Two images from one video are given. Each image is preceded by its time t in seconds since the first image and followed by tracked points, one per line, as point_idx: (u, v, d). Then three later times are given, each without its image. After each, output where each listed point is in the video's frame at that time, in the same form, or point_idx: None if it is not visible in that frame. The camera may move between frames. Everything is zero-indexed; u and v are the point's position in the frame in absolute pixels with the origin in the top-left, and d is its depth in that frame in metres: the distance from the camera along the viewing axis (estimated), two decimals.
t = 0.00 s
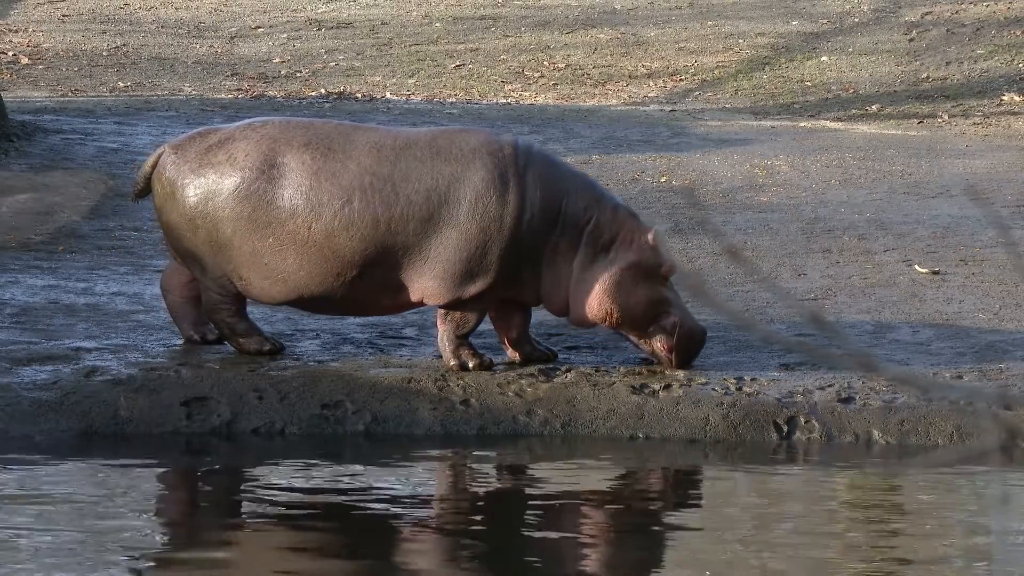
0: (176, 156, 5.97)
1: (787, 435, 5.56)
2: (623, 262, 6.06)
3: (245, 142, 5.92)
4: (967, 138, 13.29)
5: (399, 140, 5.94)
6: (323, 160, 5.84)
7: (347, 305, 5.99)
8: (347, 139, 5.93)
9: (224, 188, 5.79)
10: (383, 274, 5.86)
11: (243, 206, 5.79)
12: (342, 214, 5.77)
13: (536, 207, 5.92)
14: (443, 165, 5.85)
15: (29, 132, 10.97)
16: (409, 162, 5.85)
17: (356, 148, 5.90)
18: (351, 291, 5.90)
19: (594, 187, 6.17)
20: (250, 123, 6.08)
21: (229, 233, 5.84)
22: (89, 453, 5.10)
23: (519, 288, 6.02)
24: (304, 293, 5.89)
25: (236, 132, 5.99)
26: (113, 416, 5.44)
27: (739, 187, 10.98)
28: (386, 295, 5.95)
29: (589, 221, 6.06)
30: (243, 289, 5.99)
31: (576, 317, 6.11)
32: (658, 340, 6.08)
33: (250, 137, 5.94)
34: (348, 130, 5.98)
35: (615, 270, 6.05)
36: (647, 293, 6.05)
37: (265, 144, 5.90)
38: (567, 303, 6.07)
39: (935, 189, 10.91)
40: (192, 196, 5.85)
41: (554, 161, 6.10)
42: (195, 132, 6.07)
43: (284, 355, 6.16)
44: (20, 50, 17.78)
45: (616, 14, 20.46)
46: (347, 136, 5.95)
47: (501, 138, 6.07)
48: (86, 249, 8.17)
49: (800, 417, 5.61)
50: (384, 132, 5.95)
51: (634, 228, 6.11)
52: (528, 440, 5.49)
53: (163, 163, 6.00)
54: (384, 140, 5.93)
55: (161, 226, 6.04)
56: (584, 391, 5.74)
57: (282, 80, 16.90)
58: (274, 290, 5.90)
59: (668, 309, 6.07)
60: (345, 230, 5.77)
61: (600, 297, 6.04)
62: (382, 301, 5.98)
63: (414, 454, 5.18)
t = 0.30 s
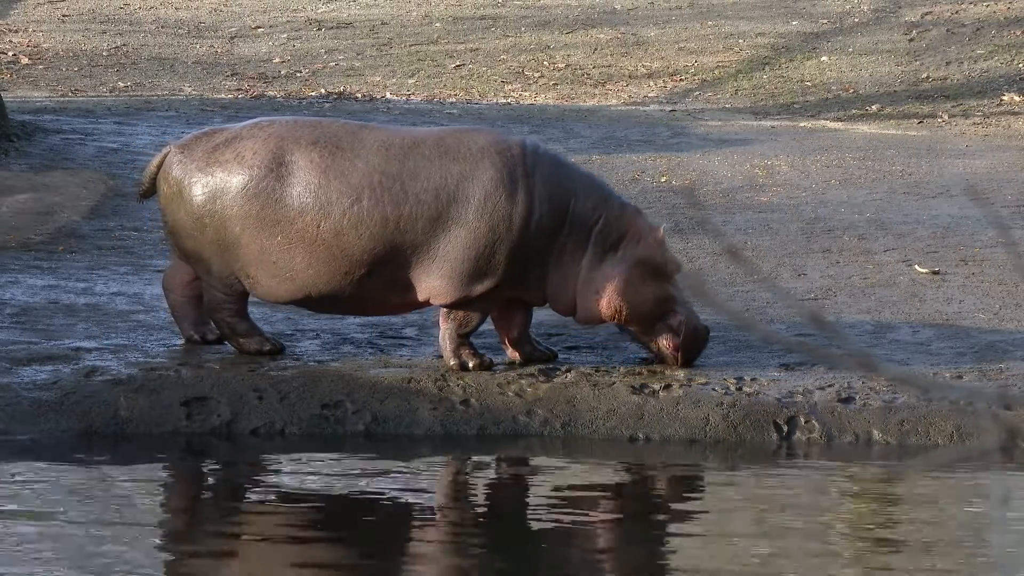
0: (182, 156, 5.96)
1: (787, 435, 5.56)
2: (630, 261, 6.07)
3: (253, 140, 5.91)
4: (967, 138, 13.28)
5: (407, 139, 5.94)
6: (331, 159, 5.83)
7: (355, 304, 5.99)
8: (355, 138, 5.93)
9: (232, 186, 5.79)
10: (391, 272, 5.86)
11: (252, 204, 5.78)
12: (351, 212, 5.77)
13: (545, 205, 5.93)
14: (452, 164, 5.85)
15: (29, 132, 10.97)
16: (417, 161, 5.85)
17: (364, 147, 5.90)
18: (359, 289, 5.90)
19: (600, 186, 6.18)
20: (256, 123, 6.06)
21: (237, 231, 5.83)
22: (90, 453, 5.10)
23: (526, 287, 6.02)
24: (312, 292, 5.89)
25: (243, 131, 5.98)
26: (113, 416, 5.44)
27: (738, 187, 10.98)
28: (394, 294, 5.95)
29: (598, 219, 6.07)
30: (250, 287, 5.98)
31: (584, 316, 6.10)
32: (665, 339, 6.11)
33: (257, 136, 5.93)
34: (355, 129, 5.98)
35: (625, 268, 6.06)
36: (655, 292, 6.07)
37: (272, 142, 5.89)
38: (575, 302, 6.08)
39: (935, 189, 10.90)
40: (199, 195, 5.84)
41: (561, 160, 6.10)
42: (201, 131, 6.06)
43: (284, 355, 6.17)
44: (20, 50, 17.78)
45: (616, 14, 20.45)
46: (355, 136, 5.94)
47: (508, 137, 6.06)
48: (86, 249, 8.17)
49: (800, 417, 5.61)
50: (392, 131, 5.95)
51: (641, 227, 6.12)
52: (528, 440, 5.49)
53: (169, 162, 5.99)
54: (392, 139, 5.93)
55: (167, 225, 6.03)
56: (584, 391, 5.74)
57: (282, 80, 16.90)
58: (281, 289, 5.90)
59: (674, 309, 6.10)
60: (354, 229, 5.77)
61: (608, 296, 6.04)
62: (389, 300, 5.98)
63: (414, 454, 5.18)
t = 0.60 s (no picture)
0: (189, 155, 5.96)
1: (787, 435, 5.56)
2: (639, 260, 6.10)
3: (260, 139, 5.91)
4: (967, 138, 13.28)
5: (415, 138, 5.93)
6: (339, 158, 5.83)
7: (361, 303, 5.98)
8: (363, 137, 5.93)
9: (240, 185, 5.78)
10: (399, 272, 5.86)
11: (260, 201, 5.78)
12: (359, 211, 5.76)
13: (553, 204, 5.93)
14: (460, 163, 5.85)
15: (29, 133, 10.97)
16: (425, 160, 5.85)
17: (372, 146, 5.90)
18: (367, 288, 5.89)
19: (608, 185, 6.19)
20: (263, 123, 6.06)
21: (244, 230, 5.82)
22: (90, 453, 5.10)
23: (531, 286, 6.04)
24: (319, 291, 5.88)
25: (250, 130, 5.98)
26: (113, 416, 5.45)
27: (739, 187, 10.98)
28: (401, 294, 5.95)
29: (607, 218, 6.08)
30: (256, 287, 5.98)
31: (591, 313, 6.14)
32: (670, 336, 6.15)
33: (265, 135, 5.93)
34: (363, 128, 5.97)
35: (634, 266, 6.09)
36: (662, 290, 6.11)
37: (280, 141, 5.89)
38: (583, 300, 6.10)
39: (934, 189, 10.90)
40: (206, 193, 5.84)
41: (568, 160, 6.11)
42: (208, 131, 6.06)
43: (284, 355, 6.17)
44: (20, 50, 17.78)
45: (616, 14, 20.45)
46: (363, 135, 5.94)
47: (516, 137, 6.06)
48: (86, 249, 8.17)
49: (800, 417, 5.61)
50: (400, 130, 5.95)
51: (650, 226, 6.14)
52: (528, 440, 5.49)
53: (176, 161, 5.98)
54: (400, 138, 5.93)
55: (173, 224, 6.02)
56: (584, 391, 5.74)
57: (282, 80, 16.91)
58: (288, 288, 5.89)
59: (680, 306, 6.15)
60: (362, 228, 5.77)
61: (616, 294, 6.08)
62: (395, 299, 5.97)
63: (414, 454, 5.18)
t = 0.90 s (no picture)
0: (197, 155, 5.95)
1: (787, 435, 5.56)
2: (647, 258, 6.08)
3: (268, 139, 5.90)
4: (967, 138, 13.28)
5: (423, 137, 5.92)
6: (348, 157, 5.82)
7: (370, 302, 5.97)
8: (372, 136, 5.92)
9: (249, 184, 5.78)
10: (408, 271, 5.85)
11: (268, 200, 5.78)
12: (368, 210, 5.76)
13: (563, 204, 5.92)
14: (469, 162, 5.83)
15: (29, 132, 10.97)
16: (434, 159, 5.83)
17: (381, 145, 5.88)
18: (375, 287, 5.88)
19: (616, 185, 6.18)
20: (271, 123, 6.05)
21: (253, 229, 5.81)
22: (90, 453, 5.11)
23: (540, 285, 6.04)
24: (327, 290, 5.88)
25: (258, 130, 5.97)
26: (113, 416, 5.45)
27: (739, 187, 10.98)
28: (409, 293, 5.94)
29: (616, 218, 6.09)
30: (264, 286, 5.97)
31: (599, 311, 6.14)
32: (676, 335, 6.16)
33: (273, 135, 5.92)
34: (372, 128, 5.96)
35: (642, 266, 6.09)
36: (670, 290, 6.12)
37: (288, 141, 5.88)
38: (591, 299, 6.12)
39: (934, 189, 10.90)
40: (215, 193, 5.83)
41: (577, 160, 6.10)
42: (216, 131, 6.05)
43: (284, 355, 6.17)
44: (20, 50, 17.78)
45: (616, 14, 20.45)
46: (371, 134, 5.93)
47: (525, 136, 6.05)
48: (86, 249, 8.17)
49: (800, 417, 5.61)
50: (408, 129, 5.94)
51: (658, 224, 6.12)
52: (528, 441, 5.49)
53: (183, 162, 5.98)
54: (408, 137, 5.91)
55: (180, 224, 6.01)
56: (584, 391, 5.74)
57: (281, 80, 16.91)
58: (297, 287, 5.88)
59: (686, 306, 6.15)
60: (371, 227, 5.76)
61: (624, 293, 6.08)
62: (403, 298, 5.97)
63: (414, 454, 5.18)
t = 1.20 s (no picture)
0: (205, 155, 5.92)
1: (787, 435, 5.56)
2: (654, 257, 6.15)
3: (277, 138, 5.87)
4: (967, 138, 13.28)
5: (432, 136, 5.90)
6: (358, 156, 5.80)
7: (377, 301, 5.97)
8: (381, 135, 5.90)
9: (258, 183, 5.76)
10: (417, 270, 5.85)
11: (278, 200, 5.76)
12: (378, 209, 5.75)
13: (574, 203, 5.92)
14: (479, 161, 5.82)
15: (29, 132, 10.97)
16: (443, 158, 5.82)
17: (390, 144, 5.87)
18: (384, 287, 5.88)
19: (623, 185, 6.21)
20: (278, 122, 6.02)
21: (262, 228, 5.80)
22: (90, 453, 5.11)
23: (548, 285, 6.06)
24: (336, 289, 5.87)
25: (266, 129, 5.95)
26: (113, 416, 5.44)
27: (739, 187, 10.98)
28: (418, 292, 5.94)
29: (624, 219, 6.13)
30: (272, 285, 5.96)
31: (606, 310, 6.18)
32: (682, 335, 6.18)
33: (281, 134, 5.90)
34: (381, 126, 5.95)
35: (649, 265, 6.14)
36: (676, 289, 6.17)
37: (297, 139, 5.86)
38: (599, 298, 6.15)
39: (934, 189, 10.91)
40: (224, 193, 5.81)
41: (585, 160, 6.11)
42: (224, 130, 6.02)
43: (284, 355, 6.17)
44: (20, 50, 17.78)
45: (616, 14, 20.45)
46: (381, 133, 5.91)
47: (534, 136, 6.04)
48: (86, 249, 8.17)
49: (800, 417, 5.61)
50: (417, 128, 5.91)
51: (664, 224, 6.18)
52: (528, 441, 5.49)
53: (191, 161, 5.95)
54: (418, 135, 5.90)
55: (188, 224, 6.00)
56: (584, 391, 5.73)
57: (281, 80, 16.91)
58: (305, 285, 5.87)
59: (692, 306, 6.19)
60: (382, 226, 5.75)
61: (632, 291, 6.13)
62: (412, 297, 5.97)
63: (415, 454, 5.19)
